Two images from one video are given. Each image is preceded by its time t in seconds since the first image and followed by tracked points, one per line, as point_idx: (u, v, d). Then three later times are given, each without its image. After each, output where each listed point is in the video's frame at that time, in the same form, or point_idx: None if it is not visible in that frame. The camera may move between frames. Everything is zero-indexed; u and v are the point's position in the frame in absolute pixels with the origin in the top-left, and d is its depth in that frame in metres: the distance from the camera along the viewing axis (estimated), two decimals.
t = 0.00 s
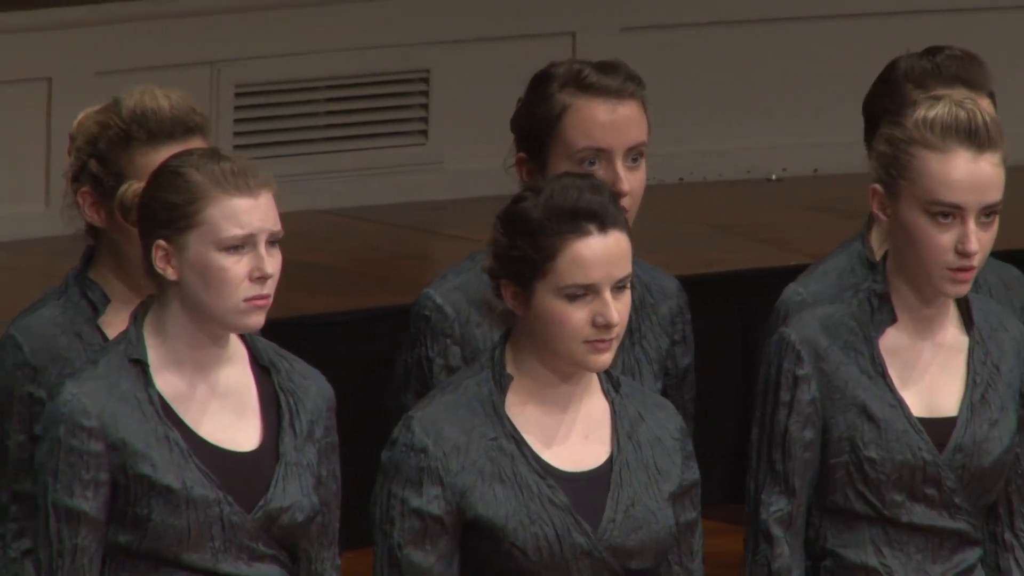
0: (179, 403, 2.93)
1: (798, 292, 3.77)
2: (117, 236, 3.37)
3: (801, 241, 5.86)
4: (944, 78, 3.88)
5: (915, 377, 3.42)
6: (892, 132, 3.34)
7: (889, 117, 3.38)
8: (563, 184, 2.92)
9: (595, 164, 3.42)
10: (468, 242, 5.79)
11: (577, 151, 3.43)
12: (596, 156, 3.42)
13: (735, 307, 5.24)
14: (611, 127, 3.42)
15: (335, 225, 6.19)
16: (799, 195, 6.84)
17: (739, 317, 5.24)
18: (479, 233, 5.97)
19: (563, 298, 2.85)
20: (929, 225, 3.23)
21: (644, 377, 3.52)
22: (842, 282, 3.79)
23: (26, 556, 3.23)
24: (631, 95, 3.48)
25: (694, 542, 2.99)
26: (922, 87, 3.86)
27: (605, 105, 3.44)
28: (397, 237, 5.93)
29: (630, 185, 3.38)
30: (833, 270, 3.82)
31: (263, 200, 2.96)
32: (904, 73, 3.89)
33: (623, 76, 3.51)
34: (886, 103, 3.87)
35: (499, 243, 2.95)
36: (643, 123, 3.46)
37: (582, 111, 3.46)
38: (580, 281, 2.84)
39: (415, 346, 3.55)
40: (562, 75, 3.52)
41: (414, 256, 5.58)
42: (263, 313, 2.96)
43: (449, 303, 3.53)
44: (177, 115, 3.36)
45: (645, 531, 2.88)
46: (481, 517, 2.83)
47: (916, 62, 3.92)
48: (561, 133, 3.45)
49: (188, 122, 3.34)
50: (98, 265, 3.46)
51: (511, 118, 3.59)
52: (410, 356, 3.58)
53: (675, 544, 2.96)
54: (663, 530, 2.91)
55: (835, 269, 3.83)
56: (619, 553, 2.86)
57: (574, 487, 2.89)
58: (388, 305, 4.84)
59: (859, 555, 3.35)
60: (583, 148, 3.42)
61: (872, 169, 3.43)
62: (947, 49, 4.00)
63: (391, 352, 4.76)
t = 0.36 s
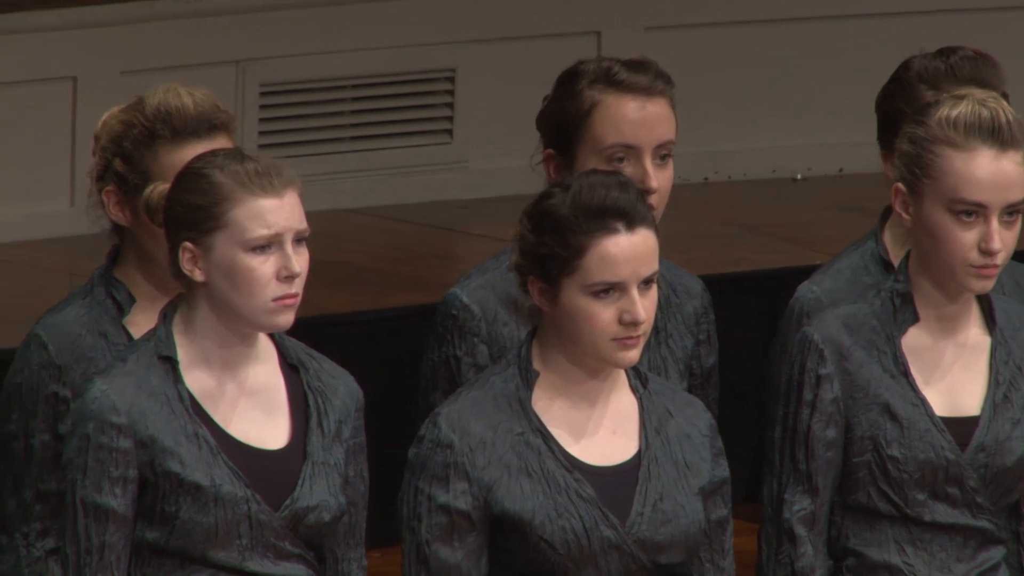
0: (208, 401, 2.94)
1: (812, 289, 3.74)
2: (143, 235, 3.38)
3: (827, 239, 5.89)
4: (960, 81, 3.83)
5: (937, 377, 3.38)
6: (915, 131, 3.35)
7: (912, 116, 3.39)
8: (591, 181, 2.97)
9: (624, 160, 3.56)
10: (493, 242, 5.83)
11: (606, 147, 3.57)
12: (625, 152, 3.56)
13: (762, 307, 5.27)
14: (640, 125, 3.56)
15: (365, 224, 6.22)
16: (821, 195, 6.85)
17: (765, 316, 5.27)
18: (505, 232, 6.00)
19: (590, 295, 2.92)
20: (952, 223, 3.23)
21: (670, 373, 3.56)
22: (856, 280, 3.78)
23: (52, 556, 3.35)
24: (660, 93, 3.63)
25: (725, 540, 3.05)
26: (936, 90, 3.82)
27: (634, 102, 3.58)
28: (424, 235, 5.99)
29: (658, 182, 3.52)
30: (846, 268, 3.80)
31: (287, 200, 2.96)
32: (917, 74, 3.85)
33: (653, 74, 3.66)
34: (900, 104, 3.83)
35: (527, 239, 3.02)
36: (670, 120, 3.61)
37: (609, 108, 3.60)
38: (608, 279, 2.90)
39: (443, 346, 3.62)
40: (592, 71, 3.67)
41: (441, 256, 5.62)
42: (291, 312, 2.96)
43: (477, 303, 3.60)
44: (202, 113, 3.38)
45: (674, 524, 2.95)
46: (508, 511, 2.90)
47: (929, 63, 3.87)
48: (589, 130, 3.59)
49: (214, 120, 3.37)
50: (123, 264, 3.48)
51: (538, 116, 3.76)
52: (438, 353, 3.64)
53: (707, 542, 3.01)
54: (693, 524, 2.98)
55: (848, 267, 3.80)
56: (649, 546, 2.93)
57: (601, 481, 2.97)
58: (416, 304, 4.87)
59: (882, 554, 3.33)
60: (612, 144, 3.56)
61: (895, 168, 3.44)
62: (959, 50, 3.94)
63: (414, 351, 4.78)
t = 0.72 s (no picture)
0: (229, 398, 2.95)
1: (818, 289, 3.71)
2: (160, 234, 3.39)
3: (847, 238, 5.88)
4: (966, 81, 3.79)
5: (955, 375, 3.36)
6: (931, 129, 3.34)
7: (929, 114, 3.38)
8: (611, 172, 3.09)
9: (644, 156, 3.66)
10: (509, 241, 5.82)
11: (626, 144, 3.67)
12: (644, 149, 3.65)
13: (780, 306, 5.27)
14: (659, 122, 3.65)
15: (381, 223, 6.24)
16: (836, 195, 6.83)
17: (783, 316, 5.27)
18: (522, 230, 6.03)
19: (609, 284, 3.03)
20: (968, 221, 3.23)
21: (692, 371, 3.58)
22: (862, 279, 3.74)
23: (68, 554, 3.38)
24: (678, 89, 3.72)
25: (745, 537, 3.14)
26: (942, 90, 3.78)
27: (653, 99, 3.68)
28: (440, 233, 6.01)
29: (678, 177, 3.61)
30: (853, 266, 3.76)
31: (307, 202, 2.96)
32: (923, 74, 3.81)
33: (671, 71, 3.76)
34: (907, 104, 3.79)
35: (547, 230, 3.13)
36: (689, 116, 3.70)
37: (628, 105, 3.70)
38: (626, 268, 3.01)
39: (465, 345, 3.65)
40: (611, 69, 3.77)
41: (461, 254, 5.63)
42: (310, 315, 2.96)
43: (499, 301, 3.63)
44: (216, 110, 3.39)
45: (693, 518, 3.04)
46: (527, 504, 3.00)
47: (935, 63, 3.83)
48: (609, 127, 3.69)
49: (228, 117, 3.37)
50: (138, 262, 3.48)
51: (559, 115, 3.85)
52: (460, 353, 3.66)
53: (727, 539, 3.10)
54: (712, 519, 3.06)
55: (854, 266, 3.77)
56: (668, 540, 3.02)
57: (620, 474, 3.05)
58: (425, 305, 4.85)
59: (900, 552, 3.32)
60: (632, 142, 3.66)
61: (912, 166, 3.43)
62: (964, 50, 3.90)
63: (424, 350, 4.77)
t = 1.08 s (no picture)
0: (252, 396, 2.95)
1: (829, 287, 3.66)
2: (176, 232, 3.39)
3: (865, 237, 5.90)
4: (975, 80, 3.73)
5: (978, 372, 3.35)
6: (952, 127, 3.34)
7: (949, 112, 3.38)
8: (631, 169, 3.13)
9: (661, 151, 3.66)
10: (530, 241, 5.82)
11: (644, 139, 3.67)
12: (662, 144, 3.66)
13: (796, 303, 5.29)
14: (676, 115, 3.66)
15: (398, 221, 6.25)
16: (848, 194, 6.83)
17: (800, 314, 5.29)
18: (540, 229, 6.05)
19: (632, 280, 3.07)
20: (990, 218, 3.23)
21: (712, 368, 3.62)
22: (872, 277, 3.70)
23: (86, 552, 3.35)
24: (695, 82, 3.73)
25: (764, 539, 3.17)
26: (952, 89, 3.72)
27: (669, 93, 3.69)
28: (459, 232, 6.03)
29: (696, 170, 3.62)
30: (863, 265, 3.73)
31: (330, 203, 2.95)
32: (933, 72, 3.75)
33: (687, 64, 3.77)
34: (915, 102, 3.75)
35: (568, 229, 3.17)
36: (706, 110, 3.71)
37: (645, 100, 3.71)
38: (648, 264, 3.06)
39: (488, 341, 3.68)
40: (628, 65, 3.78)
41: (482, 252, 5.65)
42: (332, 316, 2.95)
43: (520, 296, 3.66)
44: (232, 108, 3.40)
45: (714, 520, 3.06)
46: (548, 504, 3.01)
47: (946, 60, 3.76)
48: (626, 122, 3.70)
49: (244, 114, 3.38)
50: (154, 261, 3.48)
51: (577, 111, 3.86)
52: (483, 349, 3.69)
53: (747, 541, 3.14)
54: (732, 521, 3.08)
55: (864, 263, 3.73)
56: (688, 542, 3.04)
57: (642, 476, 3.07)
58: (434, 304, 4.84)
59: (925, 551, 3.31)
60: (650, 136, 3.67)
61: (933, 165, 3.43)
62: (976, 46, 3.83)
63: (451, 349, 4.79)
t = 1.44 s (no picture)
0: (275, 395, 2.94)
1: (842, 288, 3.70)
2: (197, 231, 3.38)
3: (884, 236, 5.89)
4: (987, 79, 3.69)
5: (1004, 372, 3.33)
6: (977, 127, 3.33)
7: (974, 112, 3.37)
8: (655, 171, 3.14)
9: (682, 152, 3.66)
10: (551, 240, 5.81)
11: (665, 141, 3.67)
12: (682, 144, 3.65)
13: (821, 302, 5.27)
14: (696, 116, 3.66)
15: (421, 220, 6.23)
16: (865, 193, 6.82)
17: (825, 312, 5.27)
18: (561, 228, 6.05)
19: (656, 282, 3.08)
20: (1016, 219, 3.22)
21: (736, 368, 3.62)
22: (885, 277, 3.73)
23: (106, 551, 3.36)
24: (715, 82, 3.72)
25: (787, 540, 3.16)
26: (965, 89, 3.67)
27: (689, 94, 3.68)
28: (482, 230, 6.04)
29: (717, 170, 3.61)
30: (876, 265, 3.75)
31: (351, 201, 2.95)
32: (946, 71, 3.71)
33: (707, 63, 3.76)
34: (928, 101, 3.71)
35: (592, 231, 3.18)
36: (727, 110, 3.70)
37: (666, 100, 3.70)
38: (672, 266, 3.07)
39: (511, 341, 3.67)
40: (647, 65, 3.77)
41: (505, 252, 5.64)
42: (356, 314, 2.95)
43: (543, 296, 3.66)
44: (251, 105, 3.39)
45: (738, 521, 3.05)
46: (571, 506, 3.00)
47: (958, 60, 3.71)
48: (646, 123, 3.69)
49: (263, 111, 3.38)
50: (175, 260, 3.47)
51: (599, 112, 3.85)
52: (506, 350, 3.68)
53: (769, 541, 3.13)
54: (755, 522, 3.08)
55: (878, 263, 3.75)
56: (712, 543, 3.04)
57: (664, 477, 3.06)
58: (442, 305, 4.80)
59: (953, 550, 3.30)
60: (670, 137, 3.66)
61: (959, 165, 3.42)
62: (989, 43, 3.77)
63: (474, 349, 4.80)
